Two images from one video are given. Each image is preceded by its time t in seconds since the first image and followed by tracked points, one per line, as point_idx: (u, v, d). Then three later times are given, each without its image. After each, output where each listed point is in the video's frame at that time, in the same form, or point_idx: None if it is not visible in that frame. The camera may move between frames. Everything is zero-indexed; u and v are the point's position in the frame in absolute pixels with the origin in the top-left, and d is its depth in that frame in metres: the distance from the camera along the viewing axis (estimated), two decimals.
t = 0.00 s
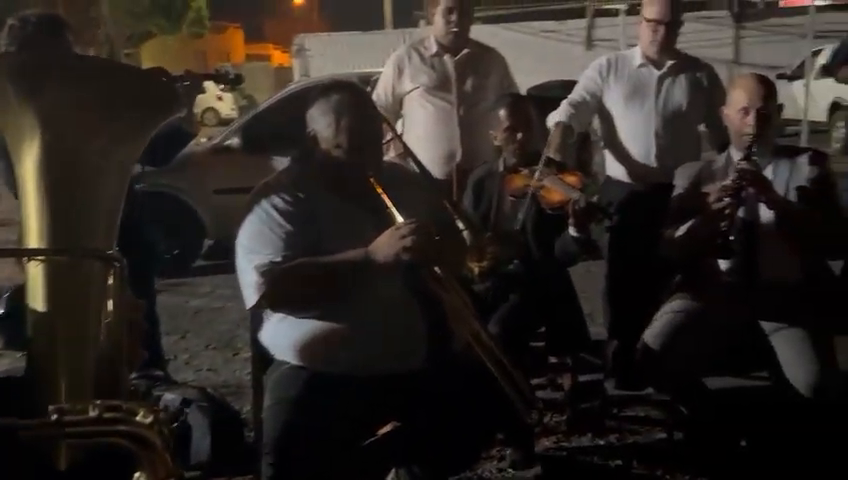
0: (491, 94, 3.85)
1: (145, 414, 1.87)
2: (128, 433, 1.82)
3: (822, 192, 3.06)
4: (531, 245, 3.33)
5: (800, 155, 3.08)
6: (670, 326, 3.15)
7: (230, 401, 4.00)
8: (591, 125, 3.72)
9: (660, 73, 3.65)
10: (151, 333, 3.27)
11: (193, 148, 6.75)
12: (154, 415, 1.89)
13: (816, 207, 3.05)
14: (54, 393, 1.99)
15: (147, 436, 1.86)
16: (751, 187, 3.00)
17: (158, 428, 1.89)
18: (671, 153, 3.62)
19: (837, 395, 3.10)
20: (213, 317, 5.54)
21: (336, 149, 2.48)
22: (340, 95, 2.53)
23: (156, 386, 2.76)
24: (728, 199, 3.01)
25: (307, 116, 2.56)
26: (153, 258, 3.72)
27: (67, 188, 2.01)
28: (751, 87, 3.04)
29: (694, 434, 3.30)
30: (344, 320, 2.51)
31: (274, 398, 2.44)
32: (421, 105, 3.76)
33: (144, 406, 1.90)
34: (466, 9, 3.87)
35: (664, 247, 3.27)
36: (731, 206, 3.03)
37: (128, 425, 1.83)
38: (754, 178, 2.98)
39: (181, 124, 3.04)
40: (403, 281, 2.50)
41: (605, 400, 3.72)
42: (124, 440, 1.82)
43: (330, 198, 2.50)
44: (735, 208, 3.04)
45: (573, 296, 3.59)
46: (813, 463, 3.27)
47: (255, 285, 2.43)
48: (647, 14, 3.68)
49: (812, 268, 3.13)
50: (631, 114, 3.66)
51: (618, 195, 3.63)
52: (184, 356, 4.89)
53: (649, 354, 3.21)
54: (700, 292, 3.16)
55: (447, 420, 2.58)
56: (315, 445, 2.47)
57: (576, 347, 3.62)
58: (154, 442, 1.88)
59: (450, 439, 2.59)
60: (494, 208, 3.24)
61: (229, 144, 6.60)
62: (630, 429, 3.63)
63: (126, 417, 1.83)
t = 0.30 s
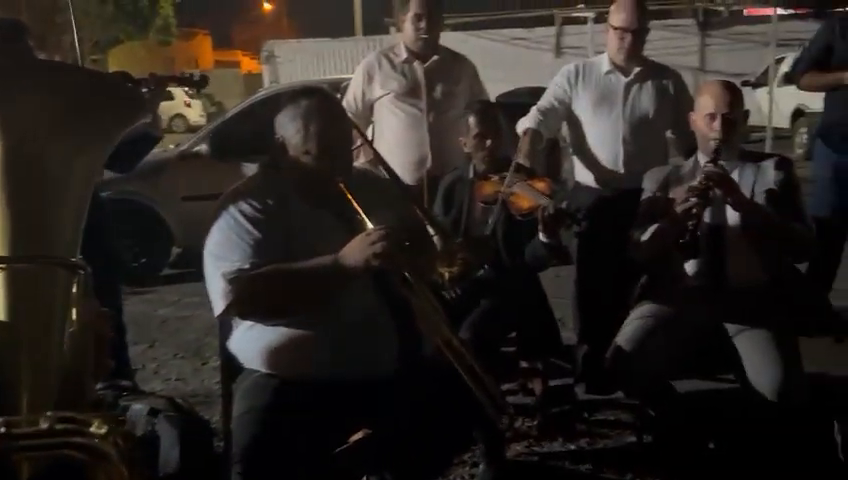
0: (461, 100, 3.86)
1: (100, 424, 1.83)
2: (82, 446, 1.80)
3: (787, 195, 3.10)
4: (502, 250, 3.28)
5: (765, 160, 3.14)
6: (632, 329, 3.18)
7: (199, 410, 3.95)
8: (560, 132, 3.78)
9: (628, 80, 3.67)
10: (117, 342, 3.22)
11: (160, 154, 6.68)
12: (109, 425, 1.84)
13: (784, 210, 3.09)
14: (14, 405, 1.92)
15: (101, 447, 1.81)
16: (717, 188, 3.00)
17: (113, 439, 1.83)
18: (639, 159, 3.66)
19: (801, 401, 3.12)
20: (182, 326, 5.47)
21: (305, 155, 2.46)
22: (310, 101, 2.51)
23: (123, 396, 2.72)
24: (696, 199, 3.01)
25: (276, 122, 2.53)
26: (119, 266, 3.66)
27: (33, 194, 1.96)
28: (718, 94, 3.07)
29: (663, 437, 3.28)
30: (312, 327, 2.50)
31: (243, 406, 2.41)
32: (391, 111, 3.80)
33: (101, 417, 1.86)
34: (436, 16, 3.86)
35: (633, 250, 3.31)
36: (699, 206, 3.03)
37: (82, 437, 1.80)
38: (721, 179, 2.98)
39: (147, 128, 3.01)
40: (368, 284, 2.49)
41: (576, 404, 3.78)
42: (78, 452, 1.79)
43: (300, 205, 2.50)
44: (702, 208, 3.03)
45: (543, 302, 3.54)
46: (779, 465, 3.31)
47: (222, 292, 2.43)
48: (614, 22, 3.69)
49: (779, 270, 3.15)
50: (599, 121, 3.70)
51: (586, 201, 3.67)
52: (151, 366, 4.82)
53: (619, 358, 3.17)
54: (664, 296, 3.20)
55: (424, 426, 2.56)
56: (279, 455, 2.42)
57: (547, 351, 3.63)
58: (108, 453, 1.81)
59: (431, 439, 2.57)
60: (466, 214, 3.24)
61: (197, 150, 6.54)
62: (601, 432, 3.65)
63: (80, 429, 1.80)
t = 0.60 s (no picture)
0: (434, 107, 3.88)
1: (54, 440, 1.62)
2: (37, 463, 1.56)
3: (756, 203, 3.17)
4: (473, 257, 3.31)
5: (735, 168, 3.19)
6: (597, 334, 3.25)
7: (170, 420, 3.90)
8: (533, 140, 3.80)
9: (599, 88, 3.70)
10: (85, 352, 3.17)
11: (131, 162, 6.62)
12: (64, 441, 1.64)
13: (753, 216, 3.16)
14: None
15: (58, 466, 1.59)
16: (690, 196, 3.05)
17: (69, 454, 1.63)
18: (610, 166, 3.71)
19: (773, 405, 3.09)
20: (153, 335, 5.41)
21: (277, 163, 2.45)
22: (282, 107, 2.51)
23: (91, 407, 2.67)
24: (669, 205, 3.05)
25: (247, 129, 2.52)
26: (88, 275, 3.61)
27: None
28: (689, 102, 3.11)
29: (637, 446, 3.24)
30: (284, 336, 2.48)
31: (214, 415, 2.38)
32: (365, 119, 3.80)
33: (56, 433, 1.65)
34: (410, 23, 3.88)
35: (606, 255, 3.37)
36: (671, 212, 3.08)
37: (39, 453, 1.57)
38: (694, 186, 3.02)
39: (113, 132, 2.96)
40: (339, 292, 2.47)
41: (549, 410, 3.80)
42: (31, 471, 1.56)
43: (271, 213, 2.48)
44: (674, 214, 3.09)
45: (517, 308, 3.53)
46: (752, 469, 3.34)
47: (193, 302, 2.41)
48: (585, 31, 3.72)
49: (748, 277, 3.24)
50: (571, 129, 3.73)
51: (558, 209, 3.69)
52: (122, 376, 4.75)
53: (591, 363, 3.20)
54: (636, 302, 3.20)
55: (397, 436, 2.52)
56: (250, 464, 2.39)
57: (522, 358, 3.61)
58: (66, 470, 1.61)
59: (403, 448, 2.52)
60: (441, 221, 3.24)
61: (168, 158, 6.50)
62: (574, 438, 3.67)
63: (36, 443, 1.58)
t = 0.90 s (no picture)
0: (409, 117, 3.88)
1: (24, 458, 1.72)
2: None
3: (728, 212, 3.18)
4: (447, 266, 3.28)
5: (707, 177, 3.22)
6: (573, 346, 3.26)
7: (143, 433, 3.83)
8: (508, 149, 3.81)
9: (573, 98, 3.72)
10: (54, 364, 3.11)
11: (102, 170, 6.54)
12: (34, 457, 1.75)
13: (724, 226, 3.18)
14: None
15: None
16: (664, 205, 3.08)
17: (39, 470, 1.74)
18: (584, 176, 3.74)
19: (744, 414, 3.16)
20: (125, 346, 5.32)
21: (251, 172, 2.44)
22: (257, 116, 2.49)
23: (61, 421, 2.62)
24: (642, 214, 3.07)
25: (221, 138, 2.50)
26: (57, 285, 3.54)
27: None
28: (663, 113, 3.14)
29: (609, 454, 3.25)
30: (259, 347, 2.47)
31: (186, 427, 2.36)
32: (340, 127, 3.82)
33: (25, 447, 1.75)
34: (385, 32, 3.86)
35: (581, 263, 3.38)
36: (645, 221, 3.09)
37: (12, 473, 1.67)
38: (666, 196, 3.06)
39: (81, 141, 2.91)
40: (316, 303, 2.44)
41: (525, 418, 3.82)
42: None
43: (244, 221, 2.44)
44: (648, 224, 3.10)
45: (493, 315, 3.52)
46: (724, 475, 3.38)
47: (164, 313, 2.38)
48: (559, 42, 3.70)
49: (720, 287, 3.24)
50: (546, 138, 3.76)
51: (532, 219, 3.73)
52: (93, 387, 4.66)
53: (567, 374, 3.22)
54: (606, 311, 3.25)
55: (373, 447, 2.49)
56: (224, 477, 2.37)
57: (498, 367, 3.60)
58: None
59: (377, 461, 2.50)
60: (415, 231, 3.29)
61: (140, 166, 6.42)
62: (550, 446, 3.67)
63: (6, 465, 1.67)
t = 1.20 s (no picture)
0: (391, 126, 3.88)
1: None
2: None
3: (706, 221, 3.22)
4: (430, 275, 3.34)
5: (685, 187, 3.27)
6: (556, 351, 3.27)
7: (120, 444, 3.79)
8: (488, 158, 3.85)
9: (553, 107, 3.74)
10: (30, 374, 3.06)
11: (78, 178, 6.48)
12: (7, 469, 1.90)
13: (703, 235, 3.22)
14: None
15: None
16: (644, 213, 3.06)
17: None
18: (564, 185, 3.76)
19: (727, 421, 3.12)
20: (101, 356, 5.26)
21: (232, 181, 2.40)
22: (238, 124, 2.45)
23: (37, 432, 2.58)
24: (623, 222, 3.04)
25: (203, 146, 2.47)
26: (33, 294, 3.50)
27: None
28: (643, 123, 3.17)
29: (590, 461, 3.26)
30: (240, 356, 2.44)
31: (166, 437, 2.33)
32: (321, 136, 3.82)
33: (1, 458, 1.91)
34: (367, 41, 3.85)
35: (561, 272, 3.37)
36: (626, 229, 3.06)
37: None
38: (647, 204, 3.05)
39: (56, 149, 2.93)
40: (298, 312, 2.44)
41: (507, 427, 3.84)
42: None
43: (227, 230, 2.44)
44: (628, 232, 3.07)
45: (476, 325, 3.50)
46: None
47: (142, 324, 2.34)
48: (538, 53, 3.70)
49: (699, 298, 3.29)
50: (527, 147, 3.76)
51: (514, 227, 3.74)
52: (69, 398, 4.60)
53: (547, 382, 3.23)
54: (587, 319, 3.26)
55: (354, 455, 2.48)
56: None
57: (479, 376, 3.60)
58: None
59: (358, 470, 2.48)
60: (397, 238, 3.37)
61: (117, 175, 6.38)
62: (531, 454, 3.66)
63: None
